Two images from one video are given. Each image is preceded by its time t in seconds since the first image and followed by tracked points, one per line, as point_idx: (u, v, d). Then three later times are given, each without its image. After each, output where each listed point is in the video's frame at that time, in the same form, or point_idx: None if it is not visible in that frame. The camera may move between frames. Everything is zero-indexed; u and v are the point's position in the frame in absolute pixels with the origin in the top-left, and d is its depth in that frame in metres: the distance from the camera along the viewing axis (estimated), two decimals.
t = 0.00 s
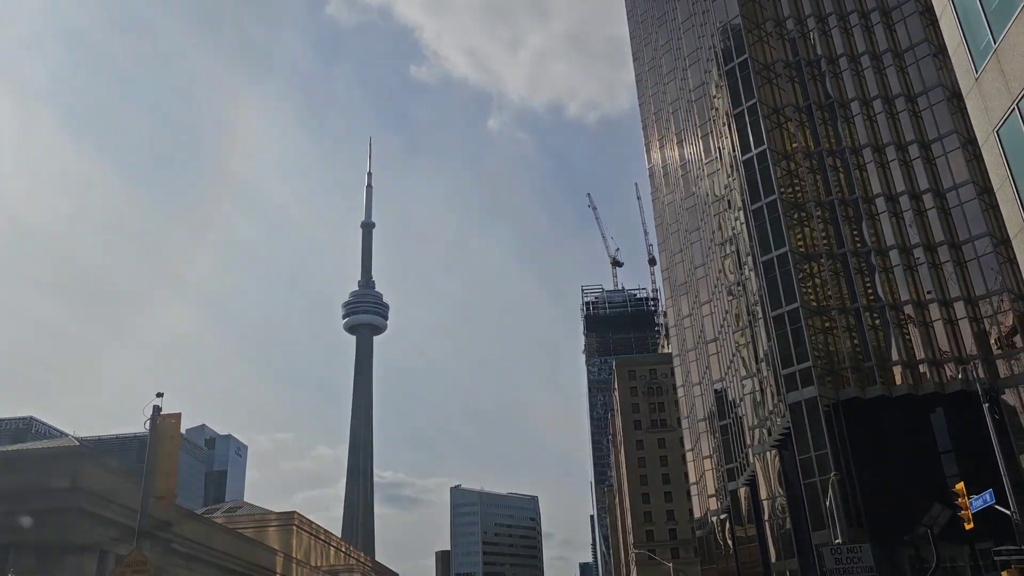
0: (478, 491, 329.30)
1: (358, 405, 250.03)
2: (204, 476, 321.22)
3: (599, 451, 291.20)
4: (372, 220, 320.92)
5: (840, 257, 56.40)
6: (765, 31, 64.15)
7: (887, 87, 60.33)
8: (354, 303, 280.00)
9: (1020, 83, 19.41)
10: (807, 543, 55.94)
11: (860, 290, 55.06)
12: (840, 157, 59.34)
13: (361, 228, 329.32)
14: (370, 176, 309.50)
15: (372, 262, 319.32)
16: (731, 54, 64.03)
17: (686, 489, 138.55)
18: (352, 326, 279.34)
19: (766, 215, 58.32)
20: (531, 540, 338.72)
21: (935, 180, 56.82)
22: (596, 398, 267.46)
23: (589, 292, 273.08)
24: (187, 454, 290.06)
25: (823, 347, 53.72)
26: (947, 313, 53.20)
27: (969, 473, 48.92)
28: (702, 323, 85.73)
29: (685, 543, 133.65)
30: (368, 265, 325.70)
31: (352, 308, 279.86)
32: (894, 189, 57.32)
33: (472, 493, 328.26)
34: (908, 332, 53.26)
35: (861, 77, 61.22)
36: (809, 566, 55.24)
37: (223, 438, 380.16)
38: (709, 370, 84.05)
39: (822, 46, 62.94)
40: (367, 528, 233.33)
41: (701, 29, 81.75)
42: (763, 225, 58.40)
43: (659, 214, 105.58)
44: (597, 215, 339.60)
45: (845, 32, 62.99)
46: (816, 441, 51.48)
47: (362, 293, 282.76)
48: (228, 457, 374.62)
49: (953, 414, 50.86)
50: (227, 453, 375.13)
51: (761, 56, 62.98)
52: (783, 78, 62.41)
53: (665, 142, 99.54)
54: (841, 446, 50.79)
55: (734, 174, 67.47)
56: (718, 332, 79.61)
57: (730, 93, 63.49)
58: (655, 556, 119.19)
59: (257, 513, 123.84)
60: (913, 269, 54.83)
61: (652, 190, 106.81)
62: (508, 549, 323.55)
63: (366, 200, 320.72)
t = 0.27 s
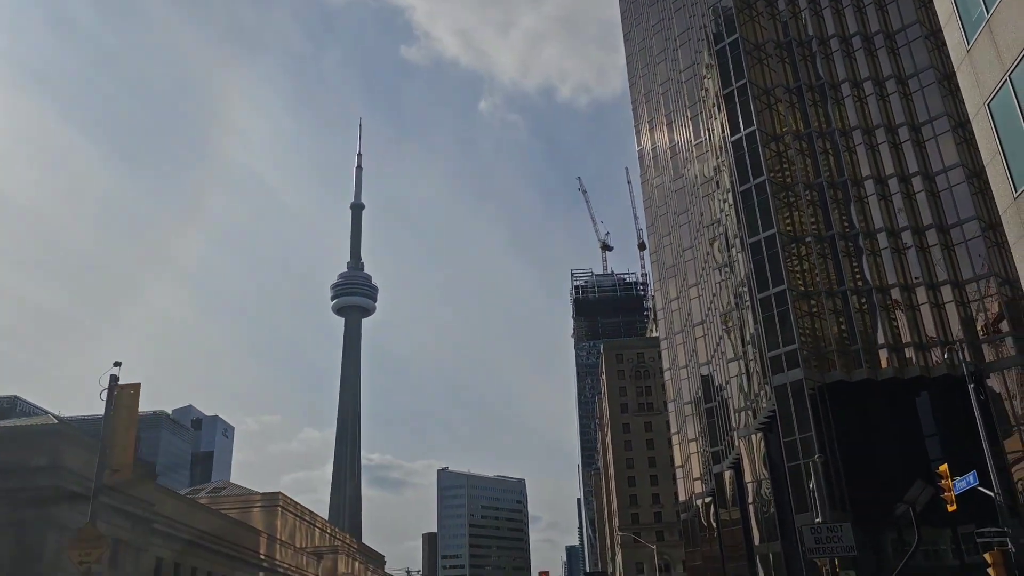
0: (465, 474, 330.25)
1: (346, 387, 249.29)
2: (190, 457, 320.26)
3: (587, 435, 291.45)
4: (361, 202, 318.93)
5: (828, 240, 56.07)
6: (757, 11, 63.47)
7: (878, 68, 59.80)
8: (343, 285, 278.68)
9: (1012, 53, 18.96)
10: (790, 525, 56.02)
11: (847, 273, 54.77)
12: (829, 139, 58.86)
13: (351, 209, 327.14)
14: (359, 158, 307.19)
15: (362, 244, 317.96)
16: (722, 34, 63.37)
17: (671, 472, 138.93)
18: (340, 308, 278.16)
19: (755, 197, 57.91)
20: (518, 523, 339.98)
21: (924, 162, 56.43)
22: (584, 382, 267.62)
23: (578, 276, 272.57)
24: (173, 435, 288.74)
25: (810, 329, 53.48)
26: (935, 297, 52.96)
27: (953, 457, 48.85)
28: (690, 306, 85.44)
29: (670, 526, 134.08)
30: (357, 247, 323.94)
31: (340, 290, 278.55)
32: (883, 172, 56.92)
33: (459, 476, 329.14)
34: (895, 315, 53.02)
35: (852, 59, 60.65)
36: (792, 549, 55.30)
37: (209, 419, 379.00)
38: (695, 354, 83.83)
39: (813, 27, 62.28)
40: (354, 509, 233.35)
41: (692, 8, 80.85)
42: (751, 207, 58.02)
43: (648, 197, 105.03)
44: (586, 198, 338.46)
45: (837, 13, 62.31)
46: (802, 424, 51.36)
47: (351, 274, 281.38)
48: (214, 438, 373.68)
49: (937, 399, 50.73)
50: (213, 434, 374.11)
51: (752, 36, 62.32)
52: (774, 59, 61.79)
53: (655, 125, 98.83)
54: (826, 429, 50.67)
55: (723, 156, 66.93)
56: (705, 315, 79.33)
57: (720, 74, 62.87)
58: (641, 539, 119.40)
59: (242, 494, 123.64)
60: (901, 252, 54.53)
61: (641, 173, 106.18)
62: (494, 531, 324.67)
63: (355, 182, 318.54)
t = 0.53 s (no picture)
0: (455, 453, 331.61)
1: (336, 366, 248.88)
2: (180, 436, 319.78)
3: (578, 415, 291.97)
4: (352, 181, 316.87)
5: (818, 217, 55.63)
6: None
7: (870, 45, 59.13)
8: (333, 265, 277.47)
9: (1006, 18, 18.45)
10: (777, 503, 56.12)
11: (837, 251, 54.39)
12: (820, 116, 58.26)
13: (342, 188, 324.96)
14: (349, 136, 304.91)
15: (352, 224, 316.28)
16: (714, 9, 62.58)
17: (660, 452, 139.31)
18: (330, 287, 277.18)
19: (744, 174, 57.43)
20: (508, 501, 341.46)
21: (915, 140, 55.91)
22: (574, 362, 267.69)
23: (570, 256, 271.92)
24: (163, 414, 288.29)
25: (798, 307, 53.21)
26: (923, 275, 52.66)
27: (940, 436, 48.75)
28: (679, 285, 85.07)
29: (659, 505, 134.51)
30: (347, 226, 322.39)
31: (331, 270, 277.44)
32: (874, 149, 56.41)
33: (449, 455, 330.48)
34: (884, 293, 52.71)
35: (844, 35, 59.98)
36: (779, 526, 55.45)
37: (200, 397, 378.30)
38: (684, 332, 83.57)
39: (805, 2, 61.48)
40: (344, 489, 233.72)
41: None
42: (741, 184, 57.56)
43: (638, 176, 104.36)
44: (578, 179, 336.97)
45: None
46: (789, 402, 51.26)
47: (341, 253, 280.05)
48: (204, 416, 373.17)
49: (924, 377, 50.32)
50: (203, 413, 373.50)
51: (744, 12, 61.55)
52: (766, 35, 60.99)
53: (646, 102, 98.01)
54: (813, 408, 50.60)
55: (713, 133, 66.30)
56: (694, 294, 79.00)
57: (711, 50, 62.13)
58: (629, 518, 119.74)
59: (230, 472, 123.82)
60: (890, 230, 54.13)
61: (631, 152, 105.47)
62: (485, 510, 326.08)
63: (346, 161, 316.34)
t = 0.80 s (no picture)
0: (448, 437, 333.81)
1: (330, 351, 248.26)
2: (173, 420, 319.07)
3: (571, 400, 292.09)
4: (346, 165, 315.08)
5: (811, 199, 55.17)
6: None
7: (865, 25, 58.44)
8: (326, 249, 276.22)
9: None
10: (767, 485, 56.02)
11: (829, 232, 53.93)
12: (814, 96, 57.63)
13: (335, 172, 323.17)
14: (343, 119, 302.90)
15: (346, 208, 314.88)
16: None
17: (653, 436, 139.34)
18: (324, 272, 276.10)
19: (737, 154, 56.93)
20: (501, 486, 342.35)
21: (909, 121, 55.35)
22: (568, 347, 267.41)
23: (564, 241, 271.14)
24: (156, 399, 287.80)
25: (790, 289, 52.85)
26: (916, 257, 52.24)
27: (930, 420, 48.51)
28: (671, 268, 84.62)
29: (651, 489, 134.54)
30: (341, 209, 320.69)
31: (324, 254, 276.26)
32: (867, 130, 55.84)
33: (442, 439, 332.24)
34: (875, 275, 52.31)
35: (839, 15, 59.29)
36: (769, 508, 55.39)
37: (193, 381, 377.47)
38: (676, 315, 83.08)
39: None
40: (338, 473, 233.97)
41: None
42: (733, 165, 57.09)
43: (631, 158, 103.64)
44: (572, 163, 335.28)
45: None
46: (779, 385, 51.13)
47: (334, 238, 278.77)
48: (197, 401, 372.54)
49: (914, 361, 50.09)
50: (196, 397, 372.91)
51: None
52: (760, 13, 60.22)
53: (640, 84, 97.14)
54: (804, 390, 50.40)
55: (705, 113, 65.66)
56: (687, 277, 78.55)
57: (705, 29, 61.37)
58: (621, 501, 119.69)
59: (221, 455, 123.68)
60: (883, 212, 53.68)
61: (625, 134, 104.70)
62: (478, 494, 326.81)
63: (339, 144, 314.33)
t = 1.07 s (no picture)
0: (445, 427, 336.79)
1: (328, 342, 247.66)
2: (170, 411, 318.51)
3: (569, 390, 291.87)
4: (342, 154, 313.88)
5: (808, 184, 54.61)
6: None
7: (863, 8, 57.77)
8: (324, 239, 275.28)
9: None
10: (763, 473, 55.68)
11: (826, 218, 53.37)
12: (811, 80, 57.00)
13: (332, 162, 321.92)
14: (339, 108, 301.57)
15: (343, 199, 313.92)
16: None
17: (650, 425, 139.18)
18: (321, 263, 275.25)
19: (733, 139, 56.36)
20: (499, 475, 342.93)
21: (908, 105, 54.75)
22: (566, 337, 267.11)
23: (561, 231, 270.61)
24: (154, 390, 287.35)
25: (787, 275, 52.37)
26: (914, 243, 51.72)
27: (928, 407, 48.10)
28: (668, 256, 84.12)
29: (648, 478, 134.37)
30: (338, 199, 319.61)
31: (322, 244, 275.36)
32: (865, 115, 55.24)
33: (439, 429, 335.53)
34: (873, 261, 51.78)
35: None
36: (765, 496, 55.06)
37: (190, 372, 376.88)
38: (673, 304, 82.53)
39: None
40: (336, 463, 233.87)
41: None
42: (729, 150, 56.53)
43: (628, 146, 102.97)
44: (569, 152, 334.33)
45: None
46: (775, 372, 50.72)
47: (331, 228, 277.90)
48: (194, 391, 372.03)
49: (912, 348, 49.64)
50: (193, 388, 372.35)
51: None
52: None
53: (636, 70, 96.37)
54: (800, 377, 49.98)
55: (702, 98, 64.96)
56: (683, 264, 78.00)
57: (702, 12, 60.66)
58: (618, 490, 119.45)
59: (217, 446, 123.29)
60: (881, 197, 53.12)
61: (621, 122, 104.04)
62: (476, 484, 327.21)
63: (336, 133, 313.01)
